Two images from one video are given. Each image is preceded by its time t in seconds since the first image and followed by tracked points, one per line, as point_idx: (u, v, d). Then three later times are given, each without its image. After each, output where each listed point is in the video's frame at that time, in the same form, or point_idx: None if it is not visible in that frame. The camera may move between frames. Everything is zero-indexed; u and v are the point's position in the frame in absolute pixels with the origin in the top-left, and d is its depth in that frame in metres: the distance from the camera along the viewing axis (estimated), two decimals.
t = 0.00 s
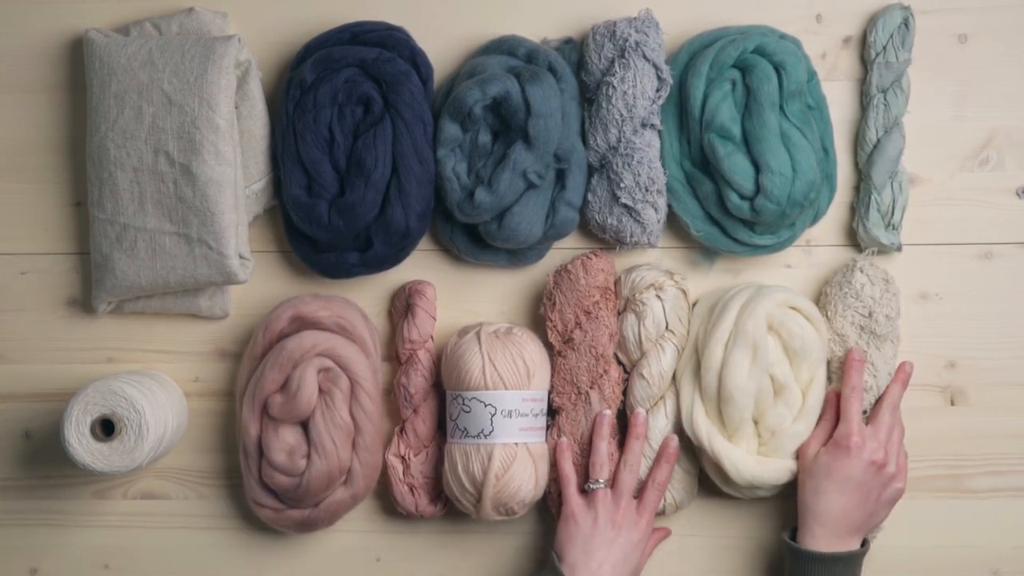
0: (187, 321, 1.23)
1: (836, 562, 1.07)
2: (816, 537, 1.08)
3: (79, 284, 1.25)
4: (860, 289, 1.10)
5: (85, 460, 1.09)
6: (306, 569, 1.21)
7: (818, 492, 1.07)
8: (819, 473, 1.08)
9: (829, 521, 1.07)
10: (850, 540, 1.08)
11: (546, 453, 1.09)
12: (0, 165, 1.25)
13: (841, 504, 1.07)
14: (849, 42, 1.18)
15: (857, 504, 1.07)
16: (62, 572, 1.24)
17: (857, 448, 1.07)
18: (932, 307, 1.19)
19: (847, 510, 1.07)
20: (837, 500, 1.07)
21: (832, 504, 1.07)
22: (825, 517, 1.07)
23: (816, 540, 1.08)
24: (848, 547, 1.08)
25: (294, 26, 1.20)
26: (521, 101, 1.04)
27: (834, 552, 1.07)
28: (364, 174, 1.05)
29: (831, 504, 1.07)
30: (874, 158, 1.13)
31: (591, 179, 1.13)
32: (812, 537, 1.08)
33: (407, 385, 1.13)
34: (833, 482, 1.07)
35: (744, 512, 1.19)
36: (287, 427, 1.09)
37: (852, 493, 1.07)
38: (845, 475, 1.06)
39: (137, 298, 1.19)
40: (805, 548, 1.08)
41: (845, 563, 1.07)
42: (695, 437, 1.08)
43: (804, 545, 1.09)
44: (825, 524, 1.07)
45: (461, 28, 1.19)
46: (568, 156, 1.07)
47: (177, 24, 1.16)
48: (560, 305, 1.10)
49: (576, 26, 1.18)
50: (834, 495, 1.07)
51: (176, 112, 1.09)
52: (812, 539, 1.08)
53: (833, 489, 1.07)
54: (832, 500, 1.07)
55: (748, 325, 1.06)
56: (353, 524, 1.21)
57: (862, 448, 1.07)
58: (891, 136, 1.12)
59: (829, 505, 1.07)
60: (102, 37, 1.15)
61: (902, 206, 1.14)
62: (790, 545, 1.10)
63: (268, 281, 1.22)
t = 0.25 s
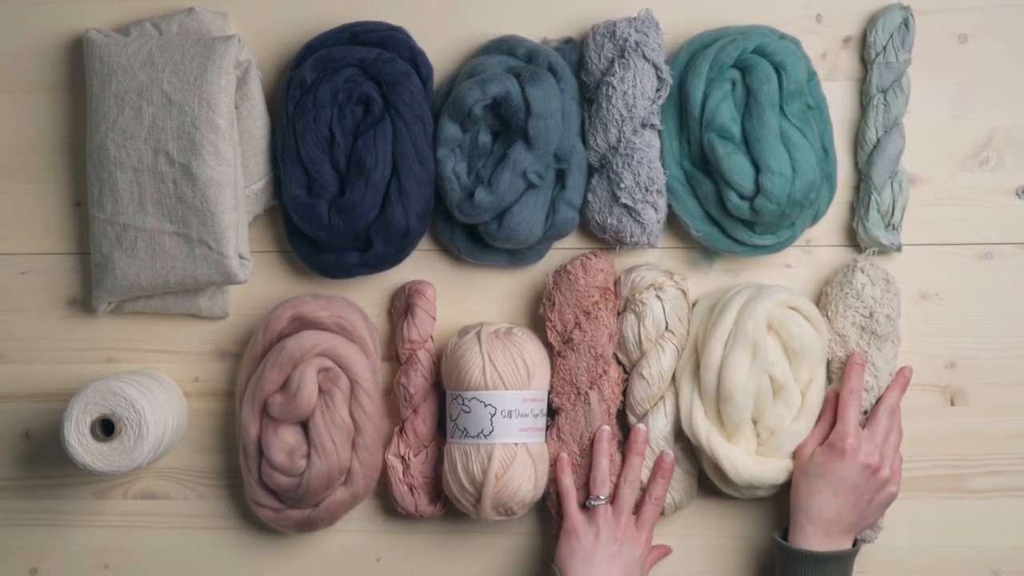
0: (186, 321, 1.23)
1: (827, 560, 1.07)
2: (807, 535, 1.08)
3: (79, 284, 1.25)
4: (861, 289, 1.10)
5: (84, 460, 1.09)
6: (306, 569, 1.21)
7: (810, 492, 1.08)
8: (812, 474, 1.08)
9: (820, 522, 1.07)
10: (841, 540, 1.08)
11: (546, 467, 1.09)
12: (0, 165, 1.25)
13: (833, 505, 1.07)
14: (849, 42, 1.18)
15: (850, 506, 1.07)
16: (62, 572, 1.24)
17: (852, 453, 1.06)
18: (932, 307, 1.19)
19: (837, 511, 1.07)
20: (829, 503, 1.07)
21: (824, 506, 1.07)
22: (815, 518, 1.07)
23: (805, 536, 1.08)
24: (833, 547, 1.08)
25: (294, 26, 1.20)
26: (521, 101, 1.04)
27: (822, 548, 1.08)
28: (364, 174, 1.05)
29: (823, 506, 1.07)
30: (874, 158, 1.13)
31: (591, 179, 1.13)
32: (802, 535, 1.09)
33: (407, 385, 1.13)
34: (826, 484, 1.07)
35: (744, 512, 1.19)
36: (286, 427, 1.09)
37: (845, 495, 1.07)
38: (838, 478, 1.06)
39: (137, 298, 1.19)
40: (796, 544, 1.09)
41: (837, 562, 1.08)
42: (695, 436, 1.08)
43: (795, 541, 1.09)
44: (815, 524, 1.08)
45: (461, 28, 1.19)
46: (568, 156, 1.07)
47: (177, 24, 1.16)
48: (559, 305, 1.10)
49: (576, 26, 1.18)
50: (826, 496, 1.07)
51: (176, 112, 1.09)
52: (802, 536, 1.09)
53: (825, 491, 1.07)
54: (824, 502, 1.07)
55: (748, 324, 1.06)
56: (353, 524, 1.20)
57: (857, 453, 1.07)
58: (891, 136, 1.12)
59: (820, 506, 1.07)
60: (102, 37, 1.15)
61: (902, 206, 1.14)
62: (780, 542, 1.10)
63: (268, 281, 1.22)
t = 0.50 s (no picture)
0: (187, 321, 1.23)
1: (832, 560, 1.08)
2: (812, 536, 1.08)
3: (79, 284, 1.25)
4: (863, 289, 1.10)
5: (85, 460, 1.09)
6: (305, 568, 1.21)
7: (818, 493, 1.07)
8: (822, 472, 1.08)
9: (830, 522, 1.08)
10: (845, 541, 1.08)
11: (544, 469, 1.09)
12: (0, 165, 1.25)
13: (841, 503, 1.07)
14: (849, 42, 1.18)
15: (855, 507, 1.07)
16: (62, 572, 1.24)
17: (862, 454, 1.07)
18: (932, 307, 1.19)
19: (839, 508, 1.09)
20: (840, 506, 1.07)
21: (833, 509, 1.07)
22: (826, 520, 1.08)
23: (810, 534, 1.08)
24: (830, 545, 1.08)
25: (294, 25, 1.20)
26: (521, 101, 1.04)
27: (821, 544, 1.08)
28: (364, 174, 1.05)
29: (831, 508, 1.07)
30: (874, 158, 1.13)
31: (591, 179, 1.13)
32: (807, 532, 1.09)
33: (408, 385, 1.13)
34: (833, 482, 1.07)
35: (744, 511, 1.19)
36: (287, 427, 1.09)
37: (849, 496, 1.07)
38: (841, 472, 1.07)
39: (137, 298, 1.19)
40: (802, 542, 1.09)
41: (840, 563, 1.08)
42: (694, 436, 1.08)
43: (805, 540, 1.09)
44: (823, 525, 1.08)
45: (461, 28, 1.19)
46: (568, 156, 1.07)
47: (177, 24, 1.16)
48: (559, 306, 1.10)
49: (576, 26, 1.18)
50: (832, 497, 1.06)
51: (176, 112, 1.09)
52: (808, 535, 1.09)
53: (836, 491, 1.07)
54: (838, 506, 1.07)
55: (748, 324, 1.06)
56: (352, 524, 1.20)
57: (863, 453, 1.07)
58: (891, 135, 1.12)
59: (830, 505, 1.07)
60: (102, 37, 1.15)
61: (902, 206, 1.14)
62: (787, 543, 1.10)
63: (268, 281, 1.22)
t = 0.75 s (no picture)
0: (187, 321, 1.23)
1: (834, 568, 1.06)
2: (823, 543, 1.07)
3: (79, 284, 1.25)
4: (870, 291, 1.10)
5: (84, 460, 1.09)
6: (305, 568, 1.21)
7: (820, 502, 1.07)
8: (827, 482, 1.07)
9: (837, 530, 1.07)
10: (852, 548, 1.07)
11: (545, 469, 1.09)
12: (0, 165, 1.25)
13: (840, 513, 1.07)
14: (849, 42, 1.18)
15: (864, 513, 1.07)
16: (62, 572, 1.24)
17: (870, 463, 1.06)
18: (932, 307, 1.19)
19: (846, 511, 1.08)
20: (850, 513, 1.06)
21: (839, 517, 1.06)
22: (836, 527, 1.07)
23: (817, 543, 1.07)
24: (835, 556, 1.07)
25: (295, 25, 1.20)
26: (521, 100, 1.04)
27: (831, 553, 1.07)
28: (364, 174, 1.05)
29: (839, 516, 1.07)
30: (874, 158, 1.13)
31: (591, 178, 1.13)
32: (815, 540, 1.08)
33: (408, 384, 1.13)
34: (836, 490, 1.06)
35: (744, 511, 1.19)
36: (286, 427, 1.09)
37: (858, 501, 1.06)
38: (842, 484, 1.06)
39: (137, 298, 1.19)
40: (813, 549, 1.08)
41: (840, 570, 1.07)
42: (695, 436, 1.08)
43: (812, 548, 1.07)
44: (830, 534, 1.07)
45: (461, 28, 1.19)
46: (568, 156, 1.07)
47: (177, 24, 1.16)
48: (559, 305, 1.10)
49: (576, 26, 1.18)
50: (841, 503, 1.06)
51: (176, 112, 1.09)
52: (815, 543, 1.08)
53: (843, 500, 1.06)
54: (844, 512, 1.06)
55: (749, 324, 1.06)
56: (352, 524, 1.20)
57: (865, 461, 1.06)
58: (891, 135, 1.12)
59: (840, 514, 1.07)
60: (102, 37, 1.15)
61: (902, 206, 1.14)
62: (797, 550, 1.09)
63: (268, 281, 1.22)
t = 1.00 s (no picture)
0: (187, 321, 1.23)
1: None
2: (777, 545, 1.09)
3: (79, 284, 1.25)
4: (869, 290, 1.10)
5: (85, 460, 1.09)
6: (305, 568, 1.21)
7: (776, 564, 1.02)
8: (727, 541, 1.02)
9: None
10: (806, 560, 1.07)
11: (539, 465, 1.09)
12: None
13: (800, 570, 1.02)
14: (849, 42, 1.18)
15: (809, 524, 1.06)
16: (62, 572, 1.24)
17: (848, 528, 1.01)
18: (932, 307, 1.19)
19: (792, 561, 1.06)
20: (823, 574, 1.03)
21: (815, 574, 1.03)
22: None
23: None
24: None
25: (295, 26, 1.20)
26: (521, 101, 1.04)
27: None
28: (364, 174, 1.05)
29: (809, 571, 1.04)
30: (874, 157, 1.13)
31: (592, 178, 1.13)
32: None
33: (412, 384, 1.13)
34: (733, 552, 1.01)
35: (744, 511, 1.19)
36: (287, 427, 1.09)
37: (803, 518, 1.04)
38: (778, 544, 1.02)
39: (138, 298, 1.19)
40: None
41: None
42: (695, 435, 1.08)
43: None
44: None
45: (461, 28, 1.19)
46: (568, 156, 1.07)
47: (177, 24, 1.16)
48: (560, 305, 1.10)
49: (576, 26, 1.18)
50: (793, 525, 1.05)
51: (176, 112, 1.09)
52: None
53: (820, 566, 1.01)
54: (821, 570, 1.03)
55: (749, 324, 1.06)
56: (353, 524, 1.21)
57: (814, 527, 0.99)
58: (891, 135, 1.12)
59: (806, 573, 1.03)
60: (102, 37, 1.15)
61: (902, 206, 1.14)
62: None
63: (268, 281, 1.22)
